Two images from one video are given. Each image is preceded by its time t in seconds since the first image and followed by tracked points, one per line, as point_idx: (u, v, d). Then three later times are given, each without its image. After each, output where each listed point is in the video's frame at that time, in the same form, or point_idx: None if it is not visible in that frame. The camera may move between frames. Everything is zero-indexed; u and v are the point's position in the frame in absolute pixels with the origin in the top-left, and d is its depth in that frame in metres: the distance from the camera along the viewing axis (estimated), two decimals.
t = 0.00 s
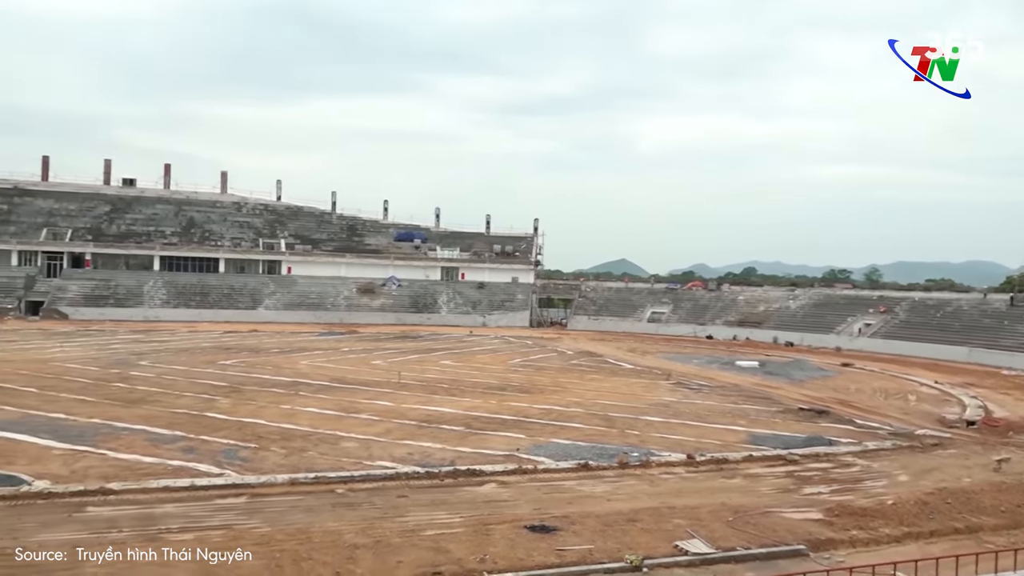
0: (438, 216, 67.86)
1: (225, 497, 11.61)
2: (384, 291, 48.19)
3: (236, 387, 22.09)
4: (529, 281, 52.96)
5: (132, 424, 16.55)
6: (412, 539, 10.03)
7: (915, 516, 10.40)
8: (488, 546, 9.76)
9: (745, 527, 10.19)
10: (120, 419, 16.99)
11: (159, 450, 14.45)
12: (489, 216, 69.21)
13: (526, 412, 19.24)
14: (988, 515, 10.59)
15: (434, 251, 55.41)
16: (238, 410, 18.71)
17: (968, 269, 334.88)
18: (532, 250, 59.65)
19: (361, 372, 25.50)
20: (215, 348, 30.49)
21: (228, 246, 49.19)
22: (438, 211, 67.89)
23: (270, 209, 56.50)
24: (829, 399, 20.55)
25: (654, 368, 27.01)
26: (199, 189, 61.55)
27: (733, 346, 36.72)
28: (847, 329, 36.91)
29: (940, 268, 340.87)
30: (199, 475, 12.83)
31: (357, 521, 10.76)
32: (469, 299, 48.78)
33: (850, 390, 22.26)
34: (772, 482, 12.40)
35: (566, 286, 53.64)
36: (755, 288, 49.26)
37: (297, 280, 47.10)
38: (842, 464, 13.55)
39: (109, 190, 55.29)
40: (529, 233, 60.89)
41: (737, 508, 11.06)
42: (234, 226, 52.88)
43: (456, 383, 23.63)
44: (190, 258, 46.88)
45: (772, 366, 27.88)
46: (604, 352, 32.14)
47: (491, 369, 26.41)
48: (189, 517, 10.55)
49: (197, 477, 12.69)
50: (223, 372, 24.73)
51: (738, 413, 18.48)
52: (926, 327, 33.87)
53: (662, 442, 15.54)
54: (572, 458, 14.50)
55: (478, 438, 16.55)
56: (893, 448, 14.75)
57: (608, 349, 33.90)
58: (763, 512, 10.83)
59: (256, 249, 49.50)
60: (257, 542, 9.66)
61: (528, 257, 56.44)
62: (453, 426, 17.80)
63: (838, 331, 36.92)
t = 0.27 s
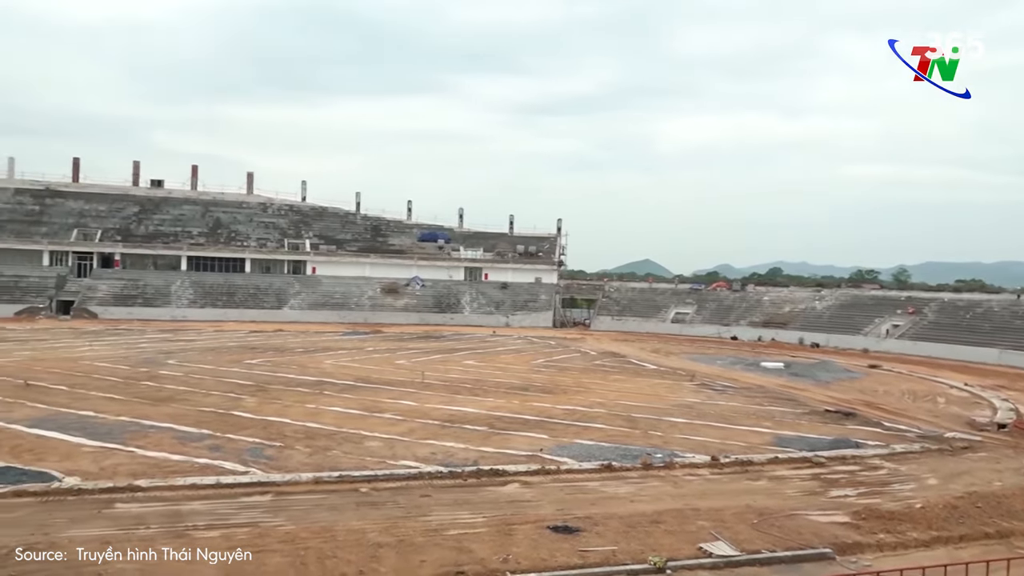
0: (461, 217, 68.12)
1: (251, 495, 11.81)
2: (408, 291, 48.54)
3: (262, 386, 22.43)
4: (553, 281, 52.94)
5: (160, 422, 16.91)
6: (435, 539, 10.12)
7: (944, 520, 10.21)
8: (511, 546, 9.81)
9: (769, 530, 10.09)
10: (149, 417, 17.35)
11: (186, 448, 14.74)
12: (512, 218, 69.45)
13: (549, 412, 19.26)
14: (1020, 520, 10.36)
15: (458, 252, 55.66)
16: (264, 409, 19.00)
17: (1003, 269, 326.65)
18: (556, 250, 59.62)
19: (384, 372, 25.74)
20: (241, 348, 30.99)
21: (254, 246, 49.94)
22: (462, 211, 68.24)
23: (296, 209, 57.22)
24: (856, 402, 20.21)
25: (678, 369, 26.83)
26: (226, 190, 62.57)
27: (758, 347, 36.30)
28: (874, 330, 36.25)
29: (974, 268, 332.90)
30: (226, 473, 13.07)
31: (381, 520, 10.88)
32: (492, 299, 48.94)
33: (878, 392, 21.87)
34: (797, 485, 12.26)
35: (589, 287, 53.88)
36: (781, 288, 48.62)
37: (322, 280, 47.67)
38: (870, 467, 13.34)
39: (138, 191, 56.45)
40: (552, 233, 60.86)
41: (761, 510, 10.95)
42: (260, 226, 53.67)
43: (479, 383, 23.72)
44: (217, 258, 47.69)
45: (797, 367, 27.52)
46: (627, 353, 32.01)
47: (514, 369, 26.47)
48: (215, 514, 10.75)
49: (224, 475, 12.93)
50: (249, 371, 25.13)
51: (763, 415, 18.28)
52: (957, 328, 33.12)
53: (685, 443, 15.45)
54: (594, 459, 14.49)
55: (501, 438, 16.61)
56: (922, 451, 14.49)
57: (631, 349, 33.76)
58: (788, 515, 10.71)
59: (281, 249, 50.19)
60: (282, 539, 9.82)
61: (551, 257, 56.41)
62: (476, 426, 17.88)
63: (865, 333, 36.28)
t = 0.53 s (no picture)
0: (484, 218, 68.27)
1: (277, 493, 12.00)
2: (432, 291, 48.83)
3: (287, 385, 22.75)
4: (576, 281, 52.86)
5: (188, 420, 17.25)
6: (459, 538, 10.19)
7: (975, 525, 10.01)
8: (534, 546, 9.85)
9: (795, 533, 9.98)
10: (177, 415, 17.71)
11: (213, 446, 15.01)
12: (535, 218, 69.48)
13: (572, 412, 19.24)
14: None
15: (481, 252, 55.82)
16: (289, 408, 19.27)
17: None
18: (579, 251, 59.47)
19: (408, 372, 25.94)
20: (267, 347, 31.45)
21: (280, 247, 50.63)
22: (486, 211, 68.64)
23: (321, 210, 57.89)
24: (884, 404, 19.85)
25: (702, 370, 26.60)
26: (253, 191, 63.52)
27: (784, 348, 35.84)
28: (903, 331, 35.55)
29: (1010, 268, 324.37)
30: (252, 471, 13.30)
31: (405, 519, 10.99)
32: (515, 299, 49.02)
33: (906, 394, 21.45)
34: (824, 488, 12.10)
35: (613, 287, 53.57)
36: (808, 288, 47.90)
37: (346, 280, 48.18)
38: (898, 470, 13.12)
39: (167, 192, 57.56)
40: (576, 234, 60.73)
41: (787, 513, 10.83)
42: (286, 227, 54.40)
43: (503, 383, 23.78)
44: (244, 258, 48.45)
45: (824, 369, 27.12)
46: (651, 354, 31.82)
47: (537, 369, 26.48)
48: (241, 512, 10.93)
49: (250, 473, 13.15)
50: (276, 370, 25.51)
51: (788, 417, 18.05)
52: (988, 329, 32.34)
53: (710, 445, 15.33)
54: (618, 460, 14.45)
55: (525, 438, 16.65)
56: (952, 454, 14.19)
57: (655, 350, 33.56)
58: (814, 518, 10.58)
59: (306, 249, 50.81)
60: (307, 537, 9.97)
61: (575, 257, 56.30)
62: (499, 426, 17.94)
63: (894, 334, 35.60)
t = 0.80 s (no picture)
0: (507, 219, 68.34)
1: (301, 492, 12.18)
2: (455, 291, 49.07)
3: (311, 384, 23.04)
4: (600, 281, 52.72)
5: (215, 419, 17.57)
6: (482, 538, 10.24)
7: (1007, 530, 9.79)
8: (556, 547, 9.87)
9: (821, 536, 9.86)
10: (204, 414, 18.05)
11: (239, 444, 15.27)
12: (558, 219, 69.41)
13: (595, 413, 19.21)
14: None
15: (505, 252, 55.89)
16: (314, 407, 19.52)
17: None
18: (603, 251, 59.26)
19: (432, 372, 26.10)
20: (292, 347, 31.86)
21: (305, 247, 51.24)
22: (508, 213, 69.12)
23: (345, 211, 58.47)
24: (913, 406, 19.47)
25: (726, 371, 26.35)
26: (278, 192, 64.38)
27: (809, 350, 35.32)
28: (932, 333, 34.83)
29: None
30: (277, 469, 13.50)
31: (428, 518, 11.08)
32: (538, 299, 49.03)
33: (936, 396, 21.01)
34: (850, 490, 11.92)
35: (636, 287, 52.82)
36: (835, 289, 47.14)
37: (370, 280, 48.63)
38: (927, 473, 12.87)
39: (194, 193, 58.61)
40: (599, 234, 60.54)
41: (813, 515, 10.70)
42: (311, 227, 55.05)
43: (526, 383, 23.82)
44: (269, 258, 49.14)
45: (851, 370, 26.69)
46: (675, 355, 31.59)
47: (560, 370, 26.47)
48: (266, 510, 11.11)
49: (275, 471, 13.36)
50: (300, 370, 25.85)
51: (814, 418, 17.81)
52: (1021, 330, 31.54)
53: (735, 446, 15.18)
54: (641, 462, 14.39)
55: (548, 438, 16.66)
56: (983, 457, 13.88)
57: (679, 351, 33.31)
58: (841, 521, 10.43)
59: (331, 249, 51.35)
60: (331, 535, 10.11)
61: (598, 258, 56.13)
62: (522, 426, 17.97)
63: (923, 335, 34.90)
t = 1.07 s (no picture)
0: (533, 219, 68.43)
1: (328, 490, 12.37)
2: (480, 291, 49.26)
3: (337, 383, 23.34)
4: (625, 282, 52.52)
5: (243, 417, 17.90)
6: (506, 538, 10.30)
7: None
8: (581, 548, 9.89)
9: (849, 539, 9.74)
10: (232, 412, 18.40)
11: (267, 443, 15.54)
12: (584, 219, 69.28)
13: (620, 414, 19.16)
14: None
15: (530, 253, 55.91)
16: (340, 406, 19.77)
17: None
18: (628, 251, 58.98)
19: (457, 371, 26.25)
20: (319, 346, 32.28)
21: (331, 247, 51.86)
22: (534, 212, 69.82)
23: (371, 211, 59.07)
24: (944, 409, 19.05)
25: (753, 372, 26.03)
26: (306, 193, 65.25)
27: (838, 351, 34.75)
28: (964, 334, 34.01)
29: None
30: (304, 468, 13.72)
31: (453, 518, 11.17)
32: (563, 300, 48.99)
33: (969, 399, 20.51)
34: (880, 494, 11.72)
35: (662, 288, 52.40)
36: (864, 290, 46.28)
37: (396, 280, 49.06)
38: (959, 477, 12.60)
39: (223, 194, 59.68)
40: (624, 234, 60.28)
41: (842, 519, 10.56)
42: (337, 228, 55.70)
43: (551, 383, 23.83)
44: (296, 259, 49.84)
45: (881, 372, 26.20)
46: (701, 355, 31.32)
47: (585, 370, 26.43)
48: (293, 508, 11.30)
49: (302, 469, 13.58)
50: (327, 369, 26.18)
51: (843, 421, 17.53)
52: None
53: (762, 448, 15.02)
54: (667, 463, 14.33)
55: (573, 439, 16.66)
56: (1018, 462, 13.54)
57: (705, 352, 33.01)
58: (870, 524, 10.28)
59: (357, 250, 51.91)
60: (357, 534, 10.25)
61: (624, 258, 55.87)
62: (546, 426, 17.99)
63: (954, 336, 34.10)
